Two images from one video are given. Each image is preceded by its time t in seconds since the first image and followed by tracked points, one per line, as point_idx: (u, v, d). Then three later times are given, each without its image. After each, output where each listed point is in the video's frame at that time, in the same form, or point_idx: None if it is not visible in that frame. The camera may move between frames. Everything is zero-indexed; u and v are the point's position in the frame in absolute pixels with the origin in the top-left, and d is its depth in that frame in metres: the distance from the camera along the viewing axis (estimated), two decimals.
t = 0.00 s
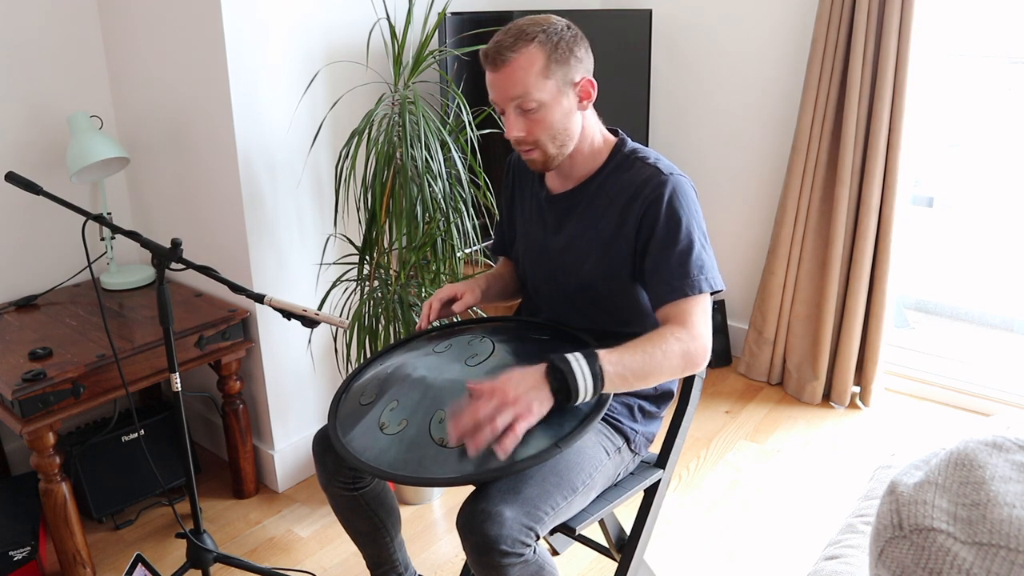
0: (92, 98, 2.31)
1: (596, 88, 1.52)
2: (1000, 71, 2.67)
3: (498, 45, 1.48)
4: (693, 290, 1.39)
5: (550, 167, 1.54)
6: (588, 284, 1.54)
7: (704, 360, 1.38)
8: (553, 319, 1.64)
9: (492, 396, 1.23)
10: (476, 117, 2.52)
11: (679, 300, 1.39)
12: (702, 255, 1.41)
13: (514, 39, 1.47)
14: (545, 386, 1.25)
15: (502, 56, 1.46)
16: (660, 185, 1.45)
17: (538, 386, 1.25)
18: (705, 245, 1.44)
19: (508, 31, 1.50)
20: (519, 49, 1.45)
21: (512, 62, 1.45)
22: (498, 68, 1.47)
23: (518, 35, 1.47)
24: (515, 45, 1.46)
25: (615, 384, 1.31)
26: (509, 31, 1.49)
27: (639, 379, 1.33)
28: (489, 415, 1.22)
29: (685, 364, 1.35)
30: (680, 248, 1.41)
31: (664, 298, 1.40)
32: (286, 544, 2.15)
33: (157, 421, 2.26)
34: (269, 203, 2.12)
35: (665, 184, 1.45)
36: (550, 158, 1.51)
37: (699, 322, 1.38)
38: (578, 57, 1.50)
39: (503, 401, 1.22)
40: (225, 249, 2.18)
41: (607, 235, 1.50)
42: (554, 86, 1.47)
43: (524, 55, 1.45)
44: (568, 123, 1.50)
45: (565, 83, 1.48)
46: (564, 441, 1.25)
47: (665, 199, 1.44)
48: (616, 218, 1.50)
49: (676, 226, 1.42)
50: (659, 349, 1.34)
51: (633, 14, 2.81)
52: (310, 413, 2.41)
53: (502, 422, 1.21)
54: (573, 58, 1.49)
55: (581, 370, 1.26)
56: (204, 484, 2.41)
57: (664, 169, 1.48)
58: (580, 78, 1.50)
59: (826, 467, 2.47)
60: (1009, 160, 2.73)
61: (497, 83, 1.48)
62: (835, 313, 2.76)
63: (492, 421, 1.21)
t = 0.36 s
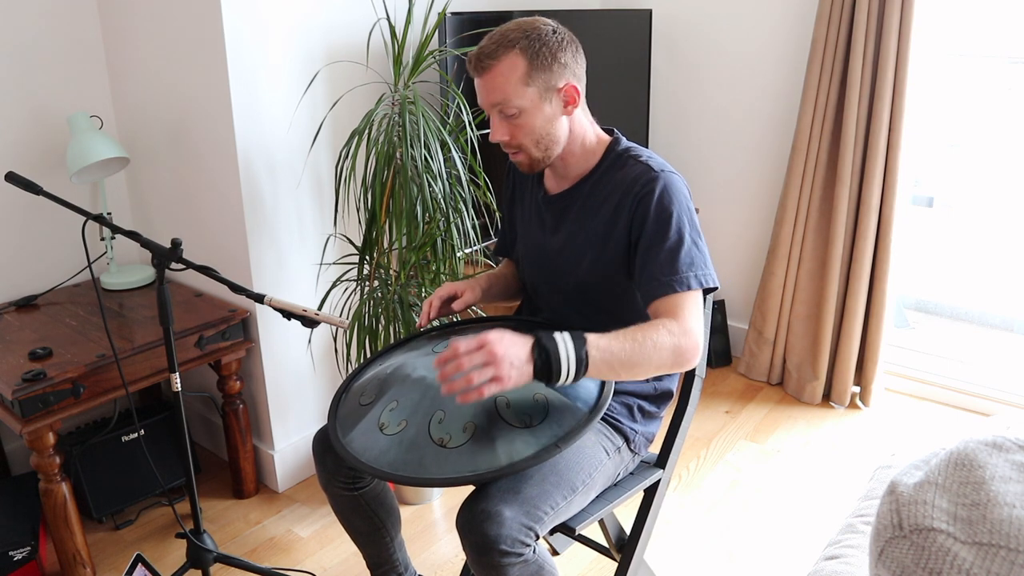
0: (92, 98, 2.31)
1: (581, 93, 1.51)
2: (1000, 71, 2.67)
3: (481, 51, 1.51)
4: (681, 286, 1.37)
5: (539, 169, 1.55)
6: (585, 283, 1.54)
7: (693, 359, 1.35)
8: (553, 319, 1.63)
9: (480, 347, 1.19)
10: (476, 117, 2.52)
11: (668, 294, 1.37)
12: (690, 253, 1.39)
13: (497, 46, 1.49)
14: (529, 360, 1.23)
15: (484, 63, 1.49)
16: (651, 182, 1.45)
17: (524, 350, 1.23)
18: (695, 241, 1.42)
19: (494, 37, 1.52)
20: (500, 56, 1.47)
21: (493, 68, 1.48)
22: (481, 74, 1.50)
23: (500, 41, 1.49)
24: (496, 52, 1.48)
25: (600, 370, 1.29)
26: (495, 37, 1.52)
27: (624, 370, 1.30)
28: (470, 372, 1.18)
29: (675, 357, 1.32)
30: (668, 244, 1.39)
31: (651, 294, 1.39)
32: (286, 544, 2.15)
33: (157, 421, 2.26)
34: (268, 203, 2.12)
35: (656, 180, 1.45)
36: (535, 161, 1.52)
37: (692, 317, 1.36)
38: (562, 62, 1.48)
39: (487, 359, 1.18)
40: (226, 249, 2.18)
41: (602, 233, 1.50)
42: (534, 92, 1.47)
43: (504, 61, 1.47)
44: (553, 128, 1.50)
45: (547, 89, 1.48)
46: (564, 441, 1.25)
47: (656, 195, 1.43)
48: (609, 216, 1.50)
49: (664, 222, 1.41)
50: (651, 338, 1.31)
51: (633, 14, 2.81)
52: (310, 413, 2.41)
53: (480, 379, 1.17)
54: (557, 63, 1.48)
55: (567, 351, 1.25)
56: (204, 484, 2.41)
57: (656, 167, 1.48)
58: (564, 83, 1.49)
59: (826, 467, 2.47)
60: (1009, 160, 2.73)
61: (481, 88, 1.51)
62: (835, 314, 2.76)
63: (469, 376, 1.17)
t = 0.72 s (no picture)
0: (92, 98, 2.31)
1: (599, 87, 1.52)
2: (1000, 71, 2.67)
3: (506, 39, 1.46)
4: (652, 280, 1.34)
5: (552, 163, 1.53)
6: (584, 279, 1.54)
7: (651, 354, 1.31)
8: (552, 318, 1.63)
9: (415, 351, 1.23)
10: (475, 117, 2.52)
11: (632, 284, 1.35)
12: (669, 248, 1.37)
13: (524, 35, 1.45)
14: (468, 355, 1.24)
15: (511, 50, 1.45)
16: (643, 178, 1.44)
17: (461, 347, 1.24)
18: (680, 236, 1.40)
19: (515, 26, 1.48)
20: (528, 44, 1.44)
21: (522, 56, 1.44)
22: (506, 61, 1.46)
23: (527, 30, 1.45)
24: (525, 40, 1.44)
25: (545, 362, 1.27)
26: (517, 26, 1.48)
27: (570, 364, 1.28)
28: (404, 372, 1.23)
29: (626, 354, 1.29)
30: (650, 236, 1.38)
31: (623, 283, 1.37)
32: (286, 544, 2.15)
33: (157, 421, 2.26)
34: (269, 203, 2.12)
35: (649, 176, 1.44)
36: (552, 154, 1.51)
37: (654, 312, 1.32)
38: (584, 54, 1.49)
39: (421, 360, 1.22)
40: (226, 248, 2.18)
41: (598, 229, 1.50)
42: (561, 82, 1.46)
43: (533, 50, 1.44)
44: (573, 120, 1.49)
45: (571, 80, 1.47)
46: (564, 441, 1.25)
47: (646, 191, 1.42)
48: (605, 212, 1.49)
49: (650, 215, 1.40)
50: (602, 333, 1.28)
51: (633, 14, 2.81)
52: (310, 413, 2.41)
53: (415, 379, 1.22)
54: (580, 56, 1.49)
55: (507, 347, 1.24)
56: (204, 484, 2.41)
57: (653, 164, 1.47)
58: (586, 75, 1.50)
59: (826, 467, 2.47)
60: (1009, 160, 2.73)
61: (504, 77, 1.46)
62: (835, 314, 2.76)
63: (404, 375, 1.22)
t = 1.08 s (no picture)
0: (93, 98, 2.31)
1: (614, 93, 1.55)
2: (1000, 71, 2.67)
3: (533, 54, 1.42)
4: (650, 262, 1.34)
5: (567, 173, 1.53)
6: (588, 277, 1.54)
7: (638, 330, 1.31)
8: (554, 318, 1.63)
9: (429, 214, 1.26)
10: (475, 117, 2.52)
11: (630, 263, 1.35)
12: (671, 236, 1.38)
13: (551, 49, 1.42)
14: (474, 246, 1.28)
15: (540, 66, 1.41)
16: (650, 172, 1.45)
17: (472, 238, 1.28)
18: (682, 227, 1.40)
19: (537, 38, 1.44)
20: (557, 60, 1.41)
21: (551, 73, 1.41)
22: (534, 77, 1.42)
23: (554, 44, 1.42)
24: (553, 55, 1.41)
25: (536, 292, 1.31)
26: (538, 38, 1.44)
27: (559, 303, 1.30)
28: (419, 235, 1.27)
29: (615, 317, 1.29)
30: (657, 225, 1.38)
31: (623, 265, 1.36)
32: (286, 543, 2.15)
33: (157, 421, 2.26)
34: (269, 203, 2.12)
35: (658, 170, 1.45)
36: (572, 165, 1.51)
37: (651, 292, 1.33)
38: (600, 61, 1.50)
39: (432, 228, 1.26)
40: (225, 248, 2.18)
41: (604, 225, 1.51)
42: (586, 96, 1.46)
43: (562, 66, 1.42)
44: (594, 131, 1.50)
45: (593, 92, 1.48)
46: (564, 441, 1.25)
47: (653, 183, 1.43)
48: (611, 208, 1.50)
49: (657, 207, 1.40)
50: (598, 286, 1.31)
51: (633, 14, 2.81)
52: (310, 413, 2.41)
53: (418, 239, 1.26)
54: (597, 65, 1.49)
55: (510, 248, 1.29)
56: (204, 484, 2.41)
57: (660, 161, 1.48)
58: (604, 84, 1.51)
59: (826, 467, 2.47)
60: (1009, 160, 2.73)
61: (531, 93, 1.43)
62: (835, 314, 2.76)
63: (411, 233, 1.26)
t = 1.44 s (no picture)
0: (93, 98, 2.32)
1: (613, 95, 1.55)
2: (1000, 71, 2.67)
3: (530, 58, 1.42)
4: (681, 277, 1.36)
5: (566, 174, 1.53)
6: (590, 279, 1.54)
7: (685, 345, 1.34)
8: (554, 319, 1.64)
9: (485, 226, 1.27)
10: (476, 117, 2.52)
11: (662, 281, 1.37)
12: (694, 245, 1.40)
13: (548, 53, 1.42)
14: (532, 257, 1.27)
15: (538, 71, 1.41)
16: (659, 179, 1.44)
17: (528, 252, 1.27)
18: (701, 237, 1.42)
19: (534, 41, 1.44)
20: (554, 64, 1.42)
21: (549, 77, 1.42)
22: (532, 82, 1.43)
23: (551, 48, 1.42)
24: (550, 59, 1.42)
25: (591, 314, 1.31)
26: (535, 41, 1.44)
27: (611, 323, 1.31)
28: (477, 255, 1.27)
29: (664, 334, 1.32)
30: (675, 235, 1.39)
31: (654, 283, 1.38)
32: (285, 543, 2.15)
33: (157, 421, 2.26)
34: (269, 203, 2.13)
35: (665, 176, 1.44)
36: (571, 167, 1.51)
37: (690, 306, 1.36)
38: (599, 65, 1.50)
39: (487, 237, 1.25)
40: (225, 249, 2.18)
41: (608, 228, 1.51)
42: (584, 100, 1.46)
43: (559, 70, 1.42)
44: (592, 134, 1.51)
45: (592, 94, 1.48)
46: (564, 441, 1.25)
47: (665, 192, 1.42)
48: (615, 212, 1.50)
49: (671, 216, 1.41)
50: (645, 304, 1.33)
51: (633, 14, 2.81)
52: (310, 412, 2.41)
53: (475, 249, 1.26)
54: (596, 68, 1.49)
55: (564, 266, 1.28)
56: (204, 484, 2.41)
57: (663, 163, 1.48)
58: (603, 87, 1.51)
59: (826, 467, 2.47)
60: (1009, 160, 2.73)
61: (528, 97, 1.44)
62: (835, 314, 2.76)
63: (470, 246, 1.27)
